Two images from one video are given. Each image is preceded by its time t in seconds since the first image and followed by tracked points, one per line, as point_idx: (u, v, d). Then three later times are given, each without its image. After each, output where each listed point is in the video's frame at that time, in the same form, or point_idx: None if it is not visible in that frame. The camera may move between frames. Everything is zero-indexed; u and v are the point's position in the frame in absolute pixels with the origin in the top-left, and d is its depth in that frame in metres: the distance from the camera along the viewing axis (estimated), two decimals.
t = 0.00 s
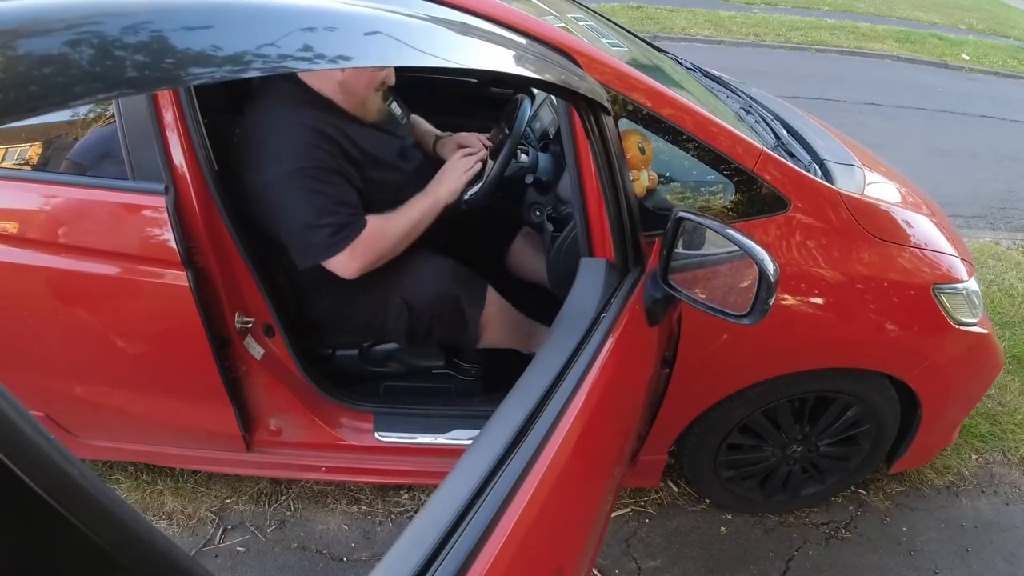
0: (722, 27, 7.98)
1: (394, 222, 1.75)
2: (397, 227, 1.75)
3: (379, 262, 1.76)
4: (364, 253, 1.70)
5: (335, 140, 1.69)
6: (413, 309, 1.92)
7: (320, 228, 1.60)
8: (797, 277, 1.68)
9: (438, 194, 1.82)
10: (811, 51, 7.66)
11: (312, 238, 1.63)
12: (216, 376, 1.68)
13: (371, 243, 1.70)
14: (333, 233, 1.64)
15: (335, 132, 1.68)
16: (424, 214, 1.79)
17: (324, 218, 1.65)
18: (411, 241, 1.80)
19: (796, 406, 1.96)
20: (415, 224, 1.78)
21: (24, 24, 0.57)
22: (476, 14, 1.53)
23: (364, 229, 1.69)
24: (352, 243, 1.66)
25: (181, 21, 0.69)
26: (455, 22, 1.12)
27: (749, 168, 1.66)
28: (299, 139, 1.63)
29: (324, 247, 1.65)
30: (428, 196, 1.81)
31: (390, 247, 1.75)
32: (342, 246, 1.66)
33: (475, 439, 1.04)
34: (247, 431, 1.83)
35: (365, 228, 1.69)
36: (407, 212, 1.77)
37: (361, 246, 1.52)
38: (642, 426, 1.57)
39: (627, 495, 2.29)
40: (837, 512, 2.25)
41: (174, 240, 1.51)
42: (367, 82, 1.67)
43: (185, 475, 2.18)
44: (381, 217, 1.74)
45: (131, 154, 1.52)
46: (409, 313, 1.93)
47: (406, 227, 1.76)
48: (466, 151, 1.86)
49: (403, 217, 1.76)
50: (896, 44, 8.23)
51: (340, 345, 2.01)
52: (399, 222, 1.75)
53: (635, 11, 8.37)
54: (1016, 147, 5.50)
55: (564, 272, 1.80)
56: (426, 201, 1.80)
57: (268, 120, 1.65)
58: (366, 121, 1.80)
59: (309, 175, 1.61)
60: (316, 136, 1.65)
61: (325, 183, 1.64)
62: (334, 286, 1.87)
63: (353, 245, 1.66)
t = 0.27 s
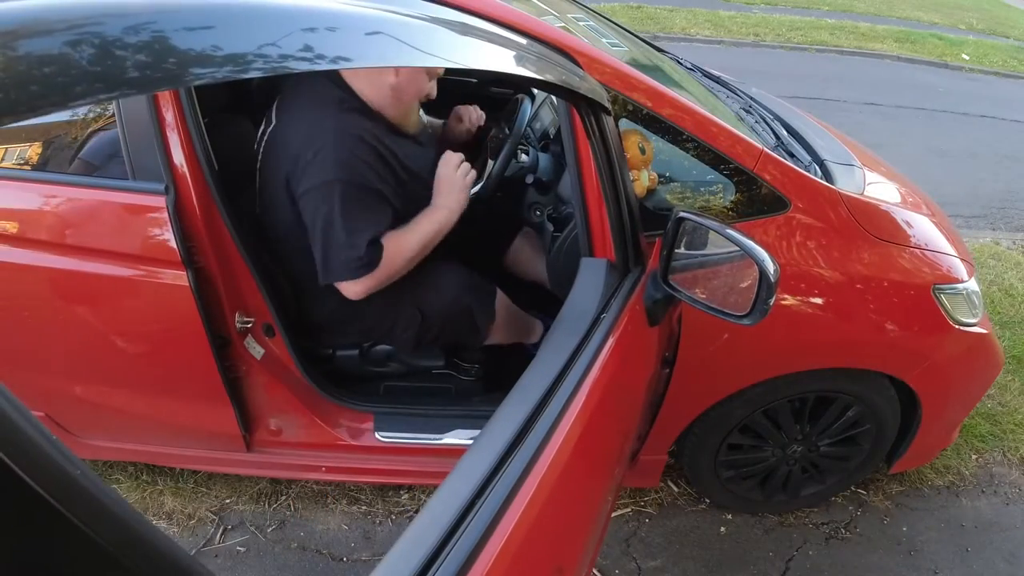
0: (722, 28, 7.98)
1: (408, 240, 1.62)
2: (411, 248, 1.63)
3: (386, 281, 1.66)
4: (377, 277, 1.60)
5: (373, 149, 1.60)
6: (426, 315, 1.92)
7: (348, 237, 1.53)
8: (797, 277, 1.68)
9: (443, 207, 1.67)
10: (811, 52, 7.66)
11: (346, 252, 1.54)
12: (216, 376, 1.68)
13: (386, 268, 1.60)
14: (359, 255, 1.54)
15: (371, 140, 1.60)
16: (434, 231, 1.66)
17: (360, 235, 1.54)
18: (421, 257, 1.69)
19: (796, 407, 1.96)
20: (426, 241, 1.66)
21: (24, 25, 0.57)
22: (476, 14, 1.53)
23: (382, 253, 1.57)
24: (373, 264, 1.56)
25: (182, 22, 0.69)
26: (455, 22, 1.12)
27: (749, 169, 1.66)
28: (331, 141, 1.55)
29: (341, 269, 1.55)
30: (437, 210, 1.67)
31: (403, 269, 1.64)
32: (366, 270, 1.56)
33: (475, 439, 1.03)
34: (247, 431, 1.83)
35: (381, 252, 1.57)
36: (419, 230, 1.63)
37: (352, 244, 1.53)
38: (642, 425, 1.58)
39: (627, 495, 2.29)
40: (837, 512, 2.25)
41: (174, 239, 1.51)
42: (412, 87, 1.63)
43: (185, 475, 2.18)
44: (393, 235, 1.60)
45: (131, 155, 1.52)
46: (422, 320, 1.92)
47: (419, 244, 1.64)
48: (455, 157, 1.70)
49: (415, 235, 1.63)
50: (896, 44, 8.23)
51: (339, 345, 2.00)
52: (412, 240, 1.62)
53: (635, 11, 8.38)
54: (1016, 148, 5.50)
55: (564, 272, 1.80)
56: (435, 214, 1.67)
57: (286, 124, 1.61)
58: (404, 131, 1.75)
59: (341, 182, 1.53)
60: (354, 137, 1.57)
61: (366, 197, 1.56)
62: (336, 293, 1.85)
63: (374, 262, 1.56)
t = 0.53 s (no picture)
0: (722, 27, 7.98)
1: (390, 269, 1.64)
2: (391, 277, 1.65)
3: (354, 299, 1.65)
4: (349, 288, 1.58)
5: (367, 151, 1.58)
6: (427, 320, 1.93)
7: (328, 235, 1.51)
8: (797, 277, 1.68)
9: (449, 267, 1.75)
10: (811, 51, 7.66)
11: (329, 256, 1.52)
12: (216, 376, 1.68)
13: (359, 284, 1.58)
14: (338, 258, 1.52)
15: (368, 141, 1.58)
16: (423, 277, 1.73)
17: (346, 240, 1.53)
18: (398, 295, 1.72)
19: (796, 406, 1.96)
20: (411, 285, 1.71)
21: (27, 27, 0.57)
22: (476, 14, 1.53)
23: (356, 264, 1.56)
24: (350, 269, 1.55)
25: (184, 23, 0.69)
26: (455, 22, 1.12)
27: (749, 169, 1.66)
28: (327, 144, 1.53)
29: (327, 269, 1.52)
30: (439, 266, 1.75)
31: (377, 291, 1.64)
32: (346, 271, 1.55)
33: (475, 439, 1.03)
34: (247, 431, 1.83)
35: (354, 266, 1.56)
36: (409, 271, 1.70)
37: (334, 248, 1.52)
38: (642, 425, 1.58)
39: (627, 495, 2.29)
40: (837, 512, 2.25)
41: (174, 240, 1.51)
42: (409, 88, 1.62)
43: (185, 475, 2.18)
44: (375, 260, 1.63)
45: (131, 155, 1.52)
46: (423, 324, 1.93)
47: (403, 278, 1.68)
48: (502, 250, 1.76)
49: (401, 272, 1.68)
50: (896, 44, 8.23)
51: (339, 345, 2.00)
52: (393, 271, 1.65)
53: (635, 11, 8.38)
54: (1016, 147, 5.50)
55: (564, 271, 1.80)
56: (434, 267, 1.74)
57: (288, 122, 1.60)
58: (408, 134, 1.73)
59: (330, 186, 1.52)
60: (353, 139, 1.56)
61: (353, 201, 1.55)
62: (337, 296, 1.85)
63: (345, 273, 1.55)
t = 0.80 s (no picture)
0: (722, 28, 7.99)
1: (391, 268, 1.67)
2: (392, 274, 1.68)
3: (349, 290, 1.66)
4: (346, 277, 1.60)
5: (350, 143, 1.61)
6: (426, 317, 1.95)
7: (317, 222, 1.53)
8: (797, 277, 1.68)
9: (454, 282, 1.79)
10: (811, 52, 7.66)
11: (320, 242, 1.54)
12: (216, 376, 1.68)
13: (356, 275, 1.60)
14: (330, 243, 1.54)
15: (350, 132, 1.61)
16: (425, 283, 1.76)
17: (335, 228, 1.55)
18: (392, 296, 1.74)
19: (796, 406, 1.96)
20: (409, 290, 1.75)
21: (25, 24, 0.57)
22: (477, 14, 1.53)
23: (353, 254, 1.58)
24: (343, 255, 1.56)
25: (183, 21, 0.69)
26: (455, 21, 1.12)
27: (749, 169, 1.66)
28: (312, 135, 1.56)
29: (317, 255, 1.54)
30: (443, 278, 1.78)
31: (374, 285, 1.66)
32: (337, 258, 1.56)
33: (474, 438, 1.03)
34: (247, 431, 1.83)
35: (354, 255, 1.58)
36: (413, 276, 1.73)
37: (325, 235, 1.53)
38: (642, 425, 1.57)
39: (627, 495, 2.29)
40: (837, 511, 2.25)
41: (174, 240, 1.51)
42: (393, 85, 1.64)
43: (185, 475, 2.18)
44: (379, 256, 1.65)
45: (131, 153, 1.51)
46: (421, 321, 1.94)
47: (405, 281, 1.71)
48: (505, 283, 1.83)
49: (404, 275, 1.71)
50: (896, 44, 8.23)
51: (339, 345, 2.00)
52: (393, 271, 1.68)
53: (635, 11, 8.39)
54: (1016, 148, 5.50)
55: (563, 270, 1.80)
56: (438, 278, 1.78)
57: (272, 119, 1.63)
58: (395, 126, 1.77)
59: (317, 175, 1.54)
60: (336, 130, 1.59)
61: (339, 189, 1.58)
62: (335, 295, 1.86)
63: (342, 260, 1.56)
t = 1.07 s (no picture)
0: (722, 28, 7.99)
1: (392, 262, 1.68)
2: (393, 266, 1.68)
3: (348, 280, 1.65)
4: (347, 262, 1.59)
5: (351, 134, 1.61)
6: (425, 323, 1.94)
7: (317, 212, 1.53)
8: (797, 277, 1.68)
9: (453, 282, 1.79)
10: (811, 52, 7.66)
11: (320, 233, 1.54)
12: (216, 376, 1.68)
13: (357, 264, 1.60)
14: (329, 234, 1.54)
15: (351, 123, 1.62)
16: (424, 281, 1.76)
17: (335, 218, 1.55)
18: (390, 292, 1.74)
19: (796, 406, 1.96)
20: (408, 287, 1.75)
21: (24, 26, 0.57)
22: (477, 14, 1.53)
23: (353, 242, 1.58)
24: (341, 245, 1.56)
25: (182, 23, 0.69)
26: (455, 22, 1.12)
27: (749, 169, 1.66)
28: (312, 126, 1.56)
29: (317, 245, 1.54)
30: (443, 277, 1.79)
31: (375, 275, 1.65)
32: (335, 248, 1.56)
33: (475, 439, 1.03)
34: (247, 431, 1.83)
35: (356, 244, 1.59)
36: (414, 272, 1.73)
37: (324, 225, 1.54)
38: (642, 426, 1.57)
39: (627, 495, 2.29)
40: (837, 511, 2.25)
41: (174, 240, 1.51)
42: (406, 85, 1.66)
43: (185, 475, 2.18)
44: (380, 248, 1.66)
45: (130, 153, 1.51)
46: (420, 327, 1.94)
47: (405, 275, 1.72)
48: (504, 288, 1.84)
49: (404, 270, 1.71)
50: (896, 44, 8.23)
51: (339, 345, 2.01)
52: (394, 265, 1.68)
53: (635, 11, 8.39)
54: (1016, 148, 5.50)
55: (564, 271, 1.80)
56: (439, 277, 1.78)
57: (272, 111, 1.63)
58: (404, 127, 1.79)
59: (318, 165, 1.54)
60: (337, 121, 1.59)
61: (340, 180, 1.58)
62: (335, 296, 1.86)
63: (343, 245, 1.56)
